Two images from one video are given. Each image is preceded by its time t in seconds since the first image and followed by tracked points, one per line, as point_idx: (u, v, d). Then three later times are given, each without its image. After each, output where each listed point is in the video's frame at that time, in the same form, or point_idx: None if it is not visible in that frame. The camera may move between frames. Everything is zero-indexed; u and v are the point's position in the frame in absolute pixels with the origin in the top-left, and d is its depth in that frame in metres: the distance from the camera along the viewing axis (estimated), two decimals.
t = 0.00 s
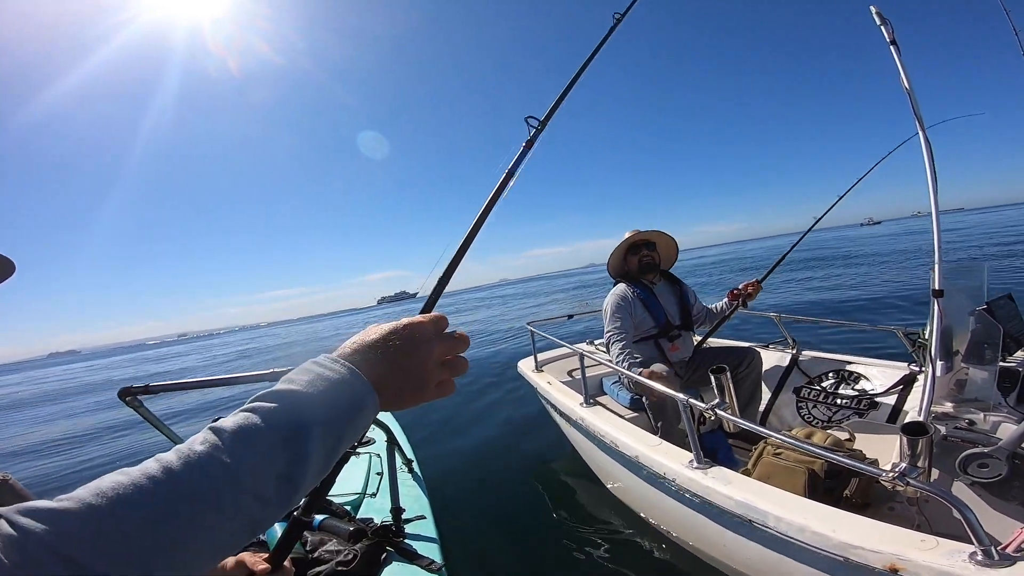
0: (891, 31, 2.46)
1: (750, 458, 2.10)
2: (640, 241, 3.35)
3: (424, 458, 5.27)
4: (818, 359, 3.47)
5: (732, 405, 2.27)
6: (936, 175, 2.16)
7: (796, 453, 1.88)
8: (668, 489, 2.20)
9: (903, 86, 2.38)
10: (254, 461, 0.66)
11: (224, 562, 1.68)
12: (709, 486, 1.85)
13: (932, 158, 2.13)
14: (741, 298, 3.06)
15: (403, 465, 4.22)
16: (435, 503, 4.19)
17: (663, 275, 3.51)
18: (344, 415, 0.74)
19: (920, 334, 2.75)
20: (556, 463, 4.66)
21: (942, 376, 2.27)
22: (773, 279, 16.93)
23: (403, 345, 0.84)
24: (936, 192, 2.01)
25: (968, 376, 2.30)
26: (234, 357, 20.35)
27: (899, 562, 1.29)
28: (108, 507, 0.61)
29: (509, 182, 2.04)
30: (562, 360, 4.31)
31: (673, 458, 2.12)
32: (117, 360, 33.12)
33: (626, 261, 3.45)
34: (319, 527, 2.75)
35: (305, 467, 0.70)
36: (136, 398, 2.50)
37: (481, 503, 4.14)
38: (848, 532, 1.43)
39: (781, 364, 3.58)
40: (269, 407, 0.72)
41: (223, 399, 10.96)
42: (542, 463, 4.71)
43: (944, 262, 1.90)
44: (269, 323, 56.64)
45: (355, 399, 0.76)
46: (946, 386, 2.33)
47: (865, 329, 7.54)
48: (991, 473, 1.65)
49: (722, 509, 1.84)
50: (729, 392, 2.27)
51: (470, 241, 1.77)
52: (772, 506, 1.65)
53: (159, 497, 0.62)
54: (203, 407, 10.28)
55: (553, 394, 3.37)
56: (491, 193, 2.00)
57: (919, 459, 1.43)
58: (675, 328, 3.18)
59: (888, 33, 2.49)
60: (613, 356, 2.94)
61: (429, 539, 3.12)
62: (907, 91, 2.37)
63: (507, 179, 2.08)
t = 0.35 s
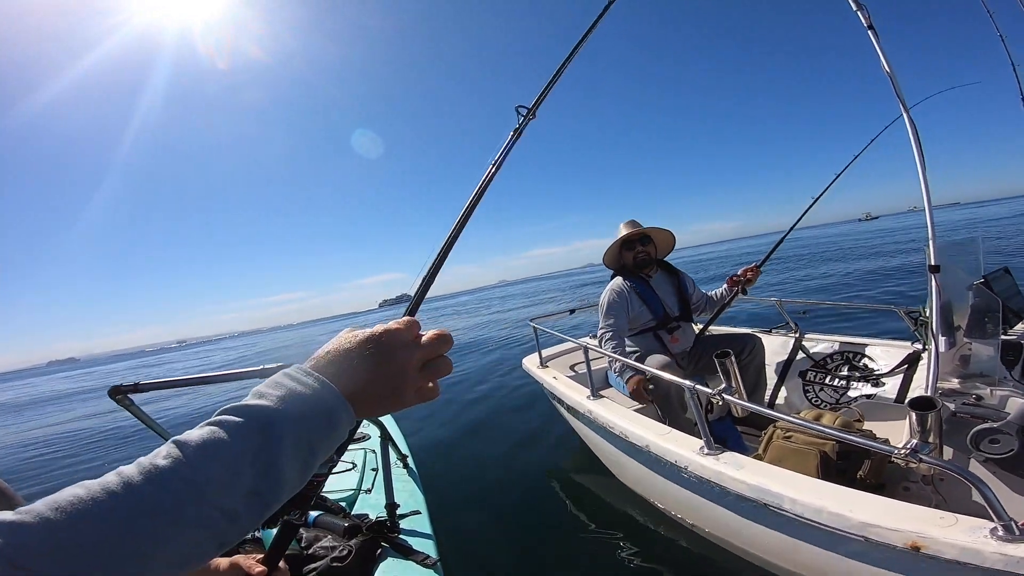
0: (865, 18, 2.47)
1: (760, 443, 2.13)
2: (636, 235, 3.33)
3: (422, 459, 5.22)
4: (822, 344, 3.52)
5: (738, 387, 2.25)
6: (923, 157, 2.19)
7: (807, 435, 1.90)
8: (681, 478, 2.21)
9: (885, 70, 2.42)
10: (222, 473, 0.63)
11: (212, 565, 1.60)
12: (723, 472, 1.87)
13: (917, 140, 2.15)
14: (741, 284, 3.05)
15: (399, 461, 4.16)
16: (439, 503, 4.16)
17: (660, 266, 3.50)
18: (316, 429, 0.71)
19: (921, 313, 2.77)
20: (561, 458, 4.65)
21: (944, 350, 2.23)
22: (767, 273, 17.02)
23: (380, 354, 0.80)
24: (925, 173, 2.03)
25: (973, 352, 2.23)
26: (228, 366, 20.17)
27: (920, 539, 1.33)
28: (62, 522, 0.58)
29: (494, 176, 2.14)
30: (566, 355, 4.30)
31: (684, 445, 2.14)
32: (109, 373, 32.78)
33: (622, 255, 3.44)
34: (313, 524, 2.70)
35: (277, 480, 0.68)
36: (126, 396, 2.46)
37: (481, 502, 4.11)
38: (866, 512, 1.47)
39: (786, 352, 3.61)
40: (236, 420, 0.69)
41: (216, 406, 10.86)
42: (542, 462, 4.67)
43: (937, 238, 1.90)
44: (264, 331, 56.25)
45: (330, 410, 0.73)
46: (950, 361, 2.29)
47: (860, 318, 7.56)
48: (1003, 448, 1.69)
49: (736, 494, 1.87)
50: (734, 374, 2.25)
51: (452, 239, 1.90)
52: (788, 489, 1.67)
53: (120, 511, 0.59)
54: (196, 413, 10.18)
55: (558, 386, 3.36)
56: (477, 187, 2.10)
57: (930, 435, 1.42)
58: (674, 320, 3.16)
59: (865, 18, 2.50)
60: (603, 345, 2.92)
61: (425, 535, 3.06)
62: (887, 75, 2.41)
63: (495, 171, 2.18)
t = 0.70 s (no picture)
0: (857, 15, 2.50)
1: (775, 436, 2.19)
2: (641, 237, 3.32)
3: (428, 463, 5.18)
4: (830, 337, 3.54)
5: (753, 379, 2.35)
6: (922, 150, 2.20)
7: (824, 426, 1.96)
8: (699, 473, 2.25)
9: (880, 65, 2.46)
10: (220, 484, 0.62)
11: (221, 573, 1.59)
12: (744, 465, 1.92)
13: (915, 135, 2.17)
14: (746, 279, 3.06)
15: (405, 467, 4.14)
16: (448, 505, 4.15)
17: (665, 266, 3.49)
18: (313, 438, 0.70)
19: (928, 302, 2.79)
20: (569, 457, 4.64)
21: (955, 335, 2.26)
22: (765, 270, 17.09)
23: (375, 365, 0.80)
24: (926, 165, 2.05)
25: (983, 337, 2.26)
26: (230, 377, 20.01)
27: (949, 524, 1.39)
28: (62, 540, 0.57)
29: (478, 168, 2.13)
30: (575, 357, 4.31)
31: (701, 440, 2.19)
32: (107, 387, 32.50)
33: (626, 258, 3.44)
34: (322, 531, 2.66)
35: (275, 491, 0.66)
36: (135, 407, 2.43)
37: (490, 504, 4.09)
38: (892, 499, 1.52)
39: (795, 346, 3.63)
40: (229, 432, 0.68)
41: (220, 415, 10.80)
42: (549, 463, 4.64)
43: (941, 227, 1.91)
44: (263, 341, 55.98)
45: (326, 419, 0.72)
46: (961, 347, 2.30)
47: (863, 312, 7.57)
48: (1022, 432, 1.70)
49: (760, 487, 1.92)
50: (748, 366, 2.35)
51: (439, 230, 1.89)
52: (811, 479, 1.73)
53: (118, 526, 0.58)
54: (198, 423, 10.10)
55: (571, 388, 3.37)
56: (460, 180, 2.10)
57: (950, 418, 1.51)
58: (681, 320, 3.16)
59: (854, 15, 2.53)
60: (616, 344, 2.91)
61: (433, 540, 3.04)
62: (881, 70, 2.45)
63: (478, 163, 2.18)
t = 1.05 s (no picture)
0: (868, 20, 2.51)
1: (785, 438, 2.21)
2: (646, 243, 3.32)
3: (433, 464, 5.19)
4: (838, 341, 3.55)
5: (765, 383, 2.43)
6: (933, 154, 2.20)
7: (836, 429, 1.98)
8: (710, 476, 2.27)
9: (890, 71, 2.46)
10: (220, 476, 0.63)
11: None
12: (757, 468, 1.94)
13: (926, 138, 2.16)
14: (752, 283, 3.07)
15: (411, 474, 4.15)
16: (453, 506, 4.15)
17: (670, 270, 3.50)
18: (306, 429, 0.70)
19: (935, 305, 2.81)
20: (574, 458, 4.65)
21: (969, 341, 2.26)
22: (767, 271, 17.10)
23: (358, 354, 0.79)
24: (937, 170, 2.05)
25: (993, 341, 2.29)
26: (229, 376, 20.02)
27: (966, 525, 1.40)
28: (73, 534, 0.56)
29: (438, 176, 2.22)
30: (580, 361, 4.33)
31: (712, 444, 2.20)
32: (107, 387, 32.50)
33: (632, 263, 3.45)
34: (331, 539, 2.65)
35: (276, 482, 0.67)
36: (141, 419, 2.43)
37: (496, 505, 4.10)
38: (908, 502, 1.53)
39: (801, 350, 3.64)
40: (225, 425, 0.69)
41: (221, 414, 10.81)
42: (553, 464, 4.65)
43: (952, 233, 1.92)
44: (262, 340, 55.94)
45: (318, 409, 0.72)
46: (972, 352, 2.32)
47: (865, 313, 7.59)
48: None
49: (773, 490, 1.93)
50: (761, 370, 2.43)
51: (406, 231, 1.96)
52: (825, 482, 1.74)
53: (125, 519, 0.58)
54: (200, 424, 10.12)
55: (579, 393, 3.37)
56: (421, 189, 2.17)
57: (967, 422, 1.57)
58: (687, 325, 3.17)
59: (866, 21, 2.54)
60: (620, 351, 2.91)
61: (441, 545, 3.05)
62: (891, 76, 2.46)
63: (438, 169, 2.25)
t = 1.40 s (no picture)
0: (892, 31, 2.53)
1: (786, 444, 2.24)
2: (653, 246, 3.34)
3: (434, 462, 5.23)
4: (839, 348, 3.57)
5: (770, 390, 2.47)
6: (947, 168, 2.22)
7: (836, 437, 2.01)
8: (711, 480, 2.30)
9: (909, 82, 2.48)
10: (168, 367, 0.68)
11: (220, 566, 1.64)
12: (758, 474, 1.96)
13: (943, 151, 2.19)
14: (756, 288, 3.10)
15: (411, 470, 4.18)
16: (453, 504, 4.19)
17: (675, 273, 3.53)
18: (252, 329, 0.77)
19: (939, 317, 2.84)
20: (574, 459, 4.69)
21: (971, 352, 2.33)
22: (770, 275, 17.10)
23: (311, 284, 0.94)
24: (951, 184, 2.07)
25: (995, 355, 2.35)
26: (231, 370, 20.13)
27: (960, 534, 1.42)
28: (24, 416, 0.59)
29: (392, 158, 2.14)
30: (582, 361, 4.36)
31: (714, 449, 2.23)
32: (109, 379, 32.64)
33: (637, 266, 3.47)
34: (332, 535, 2.70)
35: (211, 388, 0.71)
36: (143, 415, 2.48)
37: (496, 504, 4.15)
38: (905, 510, 1.56)
39: (803, 356, 3.67)
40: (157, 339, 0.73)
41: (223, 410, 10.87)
42: (554, 464, 4.70)
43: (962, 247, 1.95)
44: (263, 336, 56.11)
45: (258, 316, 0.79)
46: (975, 364, 2.36)
47: (866, 321, 7.61)
48: None
49: (772, 495, 1.96)
50: (766, 377, 2.48)
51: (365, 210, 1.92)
52: (825, 489, 1.77)
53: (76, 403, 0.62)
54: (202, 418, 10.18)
55: (581, 393, 3.40)
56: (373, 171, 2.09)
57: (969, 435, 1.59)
58: (690, 329, 3.20)
59: (890, 31, 2.55)
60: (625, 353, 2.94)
61: (441, 542, 3.09)
62: (913, 87, 2.47)
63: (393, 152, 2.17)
